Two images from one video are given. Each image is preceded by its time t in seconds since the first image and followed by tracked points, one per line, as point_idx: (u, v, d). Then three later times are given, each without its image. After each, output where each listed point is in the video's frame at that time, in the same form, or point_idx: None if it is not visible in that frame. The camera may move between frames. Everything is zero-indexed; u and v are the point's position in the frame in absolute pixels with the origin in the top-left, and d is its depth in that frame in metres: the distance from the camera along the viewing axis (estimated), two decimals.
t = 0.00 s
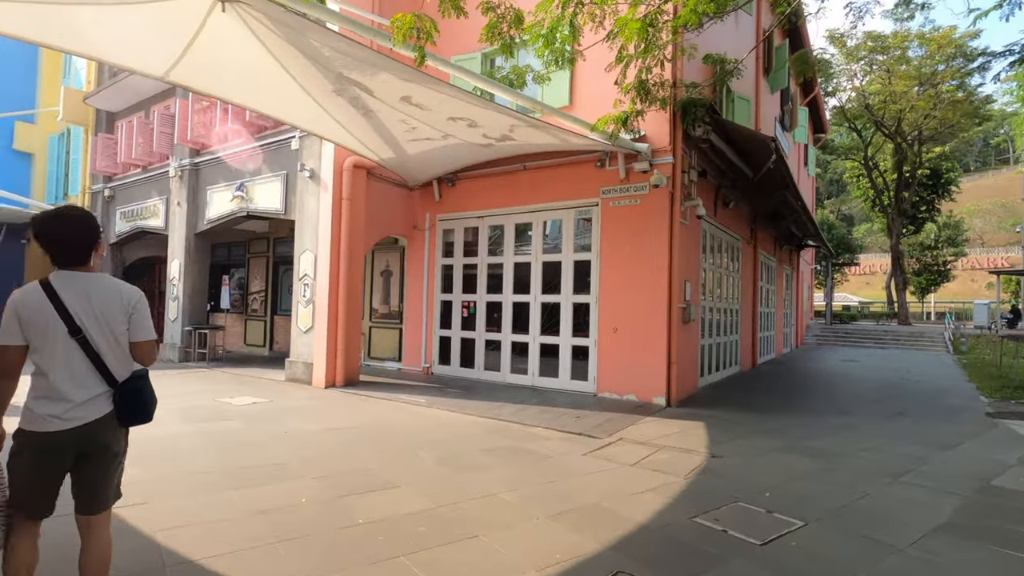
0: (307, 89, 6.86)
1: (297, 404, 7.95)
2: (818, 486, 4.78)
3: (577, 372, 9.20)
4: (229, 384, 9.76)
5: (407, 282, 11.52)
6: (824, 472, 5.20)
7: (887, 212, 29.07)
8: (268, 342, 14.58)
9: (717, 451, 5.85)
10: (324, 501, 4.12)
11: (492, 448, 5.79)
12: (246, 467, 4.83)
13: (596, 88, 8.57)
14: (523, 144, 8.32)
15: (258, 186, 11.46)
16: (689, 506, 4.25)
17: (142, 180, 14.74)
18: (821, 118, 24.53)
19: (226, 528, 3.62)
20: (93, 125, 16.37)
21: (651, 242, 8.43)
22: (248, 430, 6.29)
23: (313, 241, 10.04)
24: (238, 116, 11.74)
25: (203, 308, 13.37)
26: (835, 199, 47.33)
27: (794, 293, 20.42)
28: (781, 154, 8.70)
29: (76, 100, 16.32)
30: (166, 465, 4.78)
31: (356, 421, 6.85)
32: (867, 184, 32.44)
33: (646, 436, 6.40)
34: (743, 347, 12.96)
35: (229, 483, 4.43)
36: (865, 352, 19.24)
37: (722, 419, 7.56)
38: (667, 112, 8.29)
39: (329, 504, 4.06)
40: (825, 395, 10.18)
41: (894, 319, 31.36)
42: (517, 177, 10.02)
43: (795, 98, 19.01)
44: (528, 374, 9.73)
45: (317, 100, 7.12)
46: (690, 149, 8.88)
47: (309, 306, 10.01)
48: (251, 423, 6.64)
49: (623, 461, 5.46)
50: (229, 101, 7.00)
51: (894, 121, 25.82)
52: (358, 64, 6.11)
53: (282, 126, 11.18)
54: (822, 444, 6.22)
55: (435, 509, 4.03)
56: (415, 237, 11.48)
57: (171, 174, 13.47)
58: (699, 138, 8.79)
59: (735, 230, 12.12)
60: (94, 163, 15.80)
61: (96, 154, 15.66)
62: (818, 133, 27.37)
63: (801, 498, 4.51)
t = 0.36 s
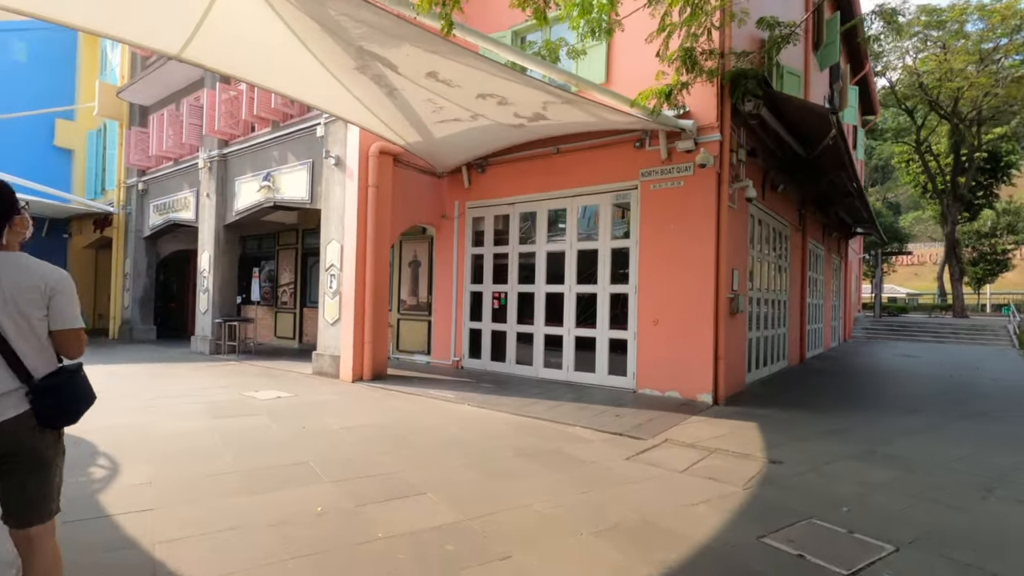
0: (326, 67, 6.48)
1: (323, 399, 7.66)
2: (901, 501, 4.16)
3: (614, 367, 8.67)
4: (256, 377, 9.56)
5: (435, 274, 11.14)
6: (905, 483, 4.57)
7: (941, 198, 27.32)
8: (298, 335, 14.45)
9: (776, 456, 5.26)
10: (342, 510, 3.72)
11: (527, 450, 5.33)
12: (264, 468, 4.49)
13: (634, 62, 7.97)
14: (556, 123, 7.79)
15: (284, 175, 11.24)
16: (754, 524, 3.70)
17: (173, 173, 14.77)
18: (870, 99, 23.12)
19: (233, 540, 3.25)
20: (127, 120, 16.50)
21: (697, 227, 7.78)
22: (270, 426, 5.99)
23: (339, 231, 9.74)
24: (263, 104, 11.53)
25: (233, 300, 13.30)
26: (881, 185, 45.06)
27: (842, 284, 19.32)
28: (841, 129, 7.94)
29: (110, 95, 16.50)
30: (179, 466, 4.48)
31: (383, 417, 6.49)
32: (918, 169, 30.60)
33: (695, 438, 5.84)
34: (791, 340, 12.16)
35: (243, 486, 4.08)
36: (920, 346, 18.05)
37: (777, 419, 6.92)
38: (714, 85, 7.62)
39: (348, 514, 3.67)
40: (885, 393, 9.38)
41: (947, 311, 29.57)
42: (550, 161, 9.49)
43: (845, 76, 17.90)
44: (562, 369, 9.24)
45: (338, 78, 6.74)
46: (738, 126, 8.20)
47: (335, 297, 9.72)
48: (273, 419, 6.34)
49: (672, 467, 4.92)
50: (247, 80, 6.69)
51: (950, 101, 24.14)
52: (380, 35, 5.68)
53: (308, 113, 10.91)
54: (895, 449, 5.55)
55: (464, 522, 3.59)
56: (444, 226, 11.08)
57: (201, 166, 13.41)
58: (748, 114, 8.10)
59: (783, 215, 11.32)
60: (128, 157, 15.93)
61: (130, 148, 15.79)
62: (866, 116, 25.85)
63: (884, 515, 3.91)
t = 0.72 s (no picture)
0: (344, 50, 6.11)
1: (345, 399, 7.35)
2: (997, 529, 3.57)
3: (651, 366, 8.12)
4: (280, 374, 9.37)
5: (461, 268, 10.76)
6: (996, 507, 3.95)
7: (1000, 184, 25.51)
8: (324, 331, 14.29)
9: (838, 470, 4.68)
10: (353, 529, 3.35)
11: (558, 458, 4.89)
12: (272, 478, 4.15)
13: (672, 37, 7.39)
14: (588, 106, 7.28)
15: (308, 168, 11.00)
16: (823, 556, 3.18)
17: (201, 168, 14.78)
18: (922, 79, 21.66)
19: (228, 564, 2.90)
20: (157, 117, 16.66)
21: (742, 215, 7.17)
22: (287, 429, 5.69)
23: (362, 224, 9.43)
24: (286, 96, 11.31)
25: (260, 296, 13.20)
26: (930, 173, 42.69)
27: (893, 277, 18.17)
28: (905, 104, 7.19)
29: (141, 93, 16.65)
30: (186, 474, 4.19)
31: (405, 420, 6.13)
32: (972, 154, 28.71)
33: (743, 447, 5.30)
34: (841, 337, 11.35)
35: (249, 498, 3.75)
36: (981, 343, 16.81)
37: (833, 426, 6.29)
38: (761, 59, 6.98)
39: (359, 535, 3.29)
40: (951, 396, 8.56)
41: (1005, 305, 27.75)
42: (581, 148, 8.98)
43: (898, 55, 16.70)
44: (595, 368, 8.74)
45: (356, 61, 6.37)
46: (787, 104, 7.53)
47: (359, 293, 9.43)
48: (291, 420, 6.04)
49: (721, 481, 4.40)
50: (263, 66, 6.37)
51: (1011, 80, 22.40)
52: (398, 12, 5.27)
53: (331, 103, 10.64)
54: (975, 464, 4.90)
55: (487, 548, 3.17)
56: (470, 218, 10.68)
57: (227, 161, 13.34)
58: (798, 92, 7.43)
59: (833, 202, 10.54)
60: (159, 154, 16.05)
61: (160, 146, 15.90)
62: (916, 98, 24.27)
63: (978, 547, 3.33)
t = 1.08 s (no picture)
0: (363, 37, 5.73)
1: (369, 407, 7.00)
2: None
3: (695, 372, 7.51)
4: (306, 379, 9.11)
5: (492, 268, 10.34)
6: None
7: None
8: (354, 333, 14.07)
9: (926, 501, 4.02)
10: (363, 570, 2.93)
11: (597, 481, 4.37)
12: (279, 502, 3.77)
13: (718, 14, 6.80)
14: (625, 92, 6.73)
15: (335, 167, 10.76)
16: None
17: (233, 170, 14.78)
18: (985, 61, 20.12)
19: None
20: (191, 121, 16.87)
21: (800, 208, 6.49)
22: (303, 443, 5.34)
23: (388, 223, 9.09)
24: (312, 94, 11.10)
25: (289, 298, 13.08)
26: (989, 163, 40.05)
27: (956, 274, 16.87)
28: (987, 80, 6.40)
29: (176, 97, 16.85)
30: (190, 496, 3.86)
31: (429, 432, 5.71)
32: None
33: (808, 469, 4.67)
34: (904, 340, 10.44)
35: (250, 528, 3.37)
36: None
37: (909, 443, 5.57)
38: (819, 34, 6.30)
39: None
40: None
41: None
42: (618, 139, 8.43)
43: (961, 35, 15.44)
44: (634, 374, 8.17)
45: (377, 49, 5.98)
46: (849, 84, 6.82)
47: (385, 295, 9.10)
48: (310, 432, 5.70)
49: (787, 513, 3.81)
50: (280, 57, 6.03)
51: None
52: None
53: (357, 100, 10.36)
54: None
55: None
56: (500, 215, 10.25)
57: (256, 162, 13.28)
58: (862, 70, 6.70)
59: (895, 193, 9.66)
60: (193, 158, 16.20)
61: (194, 149, 16.05)
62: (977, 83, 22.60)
63: None
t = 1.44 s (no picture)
0: (388, 23, 5.34)
1: (397, 417, 6.62)
2: None
3: (748, 383, 6.87)
4: (333, 386, 8.81)
5: (525, 271, 9.88)
6: None
7: None
8: (385, 338, 13.80)
9: None
10: None
11: (649, 510, 3.85)
12: (291, 531, 3.38)
13: None
14: (671, 78, 6.18)
15: (363, 168, 10.49)
16: None
17: (265, 175, 14.77)
18: None
19: None
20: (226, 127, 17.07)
21: (870, 202, 5.81)
22: (325, 458, 4.97)
23: (417, 225, 8.74)
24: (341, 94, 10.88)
25: (319, 303, 12.90)
26: None
27: None
28: None
29: (211, 104, 17.01)
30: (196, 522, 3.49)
31: (460, 449, 5.26)
32: None
33: (896, 501, 4.03)
34: (976, 349, 9.52)
35: (258, 564, 2.97)
36: None
37: (1006, 468, 4.86)
38: (892, 8, 5.65)
39: None
40: None
41: None
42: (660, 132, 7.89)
43: None
44: (679, 384, 7.57)
45: (403, 37, 5.60)
46: (924, 64, 6.14)
47: (414, 300, 8.74)
48: (334, 446, 5.33)
49: (880, 556, 3.22)
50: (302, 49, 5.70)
51: None
52: None
53: (386, 99, 10.07)
54: None
55: None
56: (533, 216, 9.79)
57: (287, 166, 13.19)
58: (938, 48, 6.02)
59: (967, 187, 8.82)
60: (226, 164, 16.33)
61: (228, 155, 16.17)
62: None
63: None
